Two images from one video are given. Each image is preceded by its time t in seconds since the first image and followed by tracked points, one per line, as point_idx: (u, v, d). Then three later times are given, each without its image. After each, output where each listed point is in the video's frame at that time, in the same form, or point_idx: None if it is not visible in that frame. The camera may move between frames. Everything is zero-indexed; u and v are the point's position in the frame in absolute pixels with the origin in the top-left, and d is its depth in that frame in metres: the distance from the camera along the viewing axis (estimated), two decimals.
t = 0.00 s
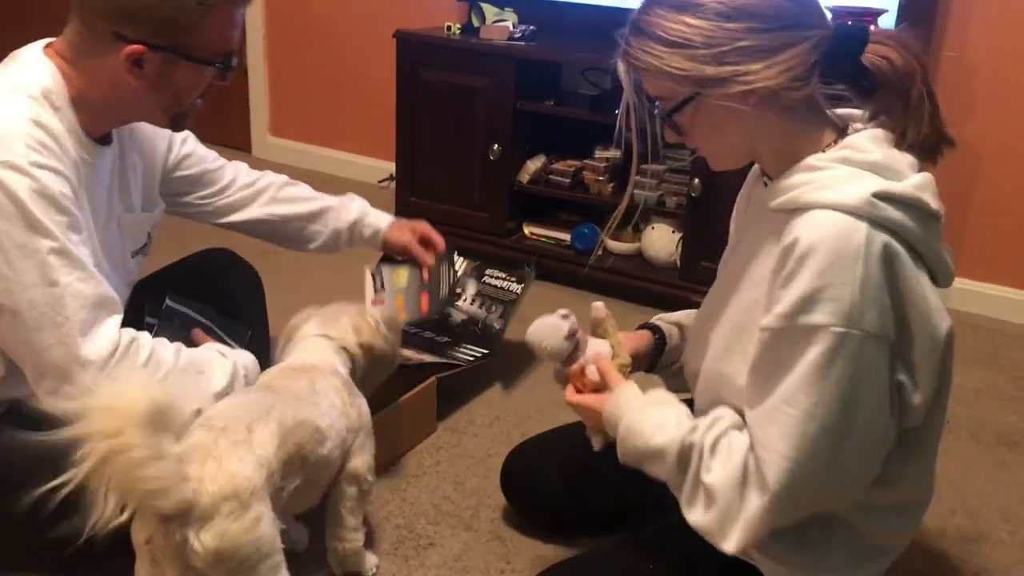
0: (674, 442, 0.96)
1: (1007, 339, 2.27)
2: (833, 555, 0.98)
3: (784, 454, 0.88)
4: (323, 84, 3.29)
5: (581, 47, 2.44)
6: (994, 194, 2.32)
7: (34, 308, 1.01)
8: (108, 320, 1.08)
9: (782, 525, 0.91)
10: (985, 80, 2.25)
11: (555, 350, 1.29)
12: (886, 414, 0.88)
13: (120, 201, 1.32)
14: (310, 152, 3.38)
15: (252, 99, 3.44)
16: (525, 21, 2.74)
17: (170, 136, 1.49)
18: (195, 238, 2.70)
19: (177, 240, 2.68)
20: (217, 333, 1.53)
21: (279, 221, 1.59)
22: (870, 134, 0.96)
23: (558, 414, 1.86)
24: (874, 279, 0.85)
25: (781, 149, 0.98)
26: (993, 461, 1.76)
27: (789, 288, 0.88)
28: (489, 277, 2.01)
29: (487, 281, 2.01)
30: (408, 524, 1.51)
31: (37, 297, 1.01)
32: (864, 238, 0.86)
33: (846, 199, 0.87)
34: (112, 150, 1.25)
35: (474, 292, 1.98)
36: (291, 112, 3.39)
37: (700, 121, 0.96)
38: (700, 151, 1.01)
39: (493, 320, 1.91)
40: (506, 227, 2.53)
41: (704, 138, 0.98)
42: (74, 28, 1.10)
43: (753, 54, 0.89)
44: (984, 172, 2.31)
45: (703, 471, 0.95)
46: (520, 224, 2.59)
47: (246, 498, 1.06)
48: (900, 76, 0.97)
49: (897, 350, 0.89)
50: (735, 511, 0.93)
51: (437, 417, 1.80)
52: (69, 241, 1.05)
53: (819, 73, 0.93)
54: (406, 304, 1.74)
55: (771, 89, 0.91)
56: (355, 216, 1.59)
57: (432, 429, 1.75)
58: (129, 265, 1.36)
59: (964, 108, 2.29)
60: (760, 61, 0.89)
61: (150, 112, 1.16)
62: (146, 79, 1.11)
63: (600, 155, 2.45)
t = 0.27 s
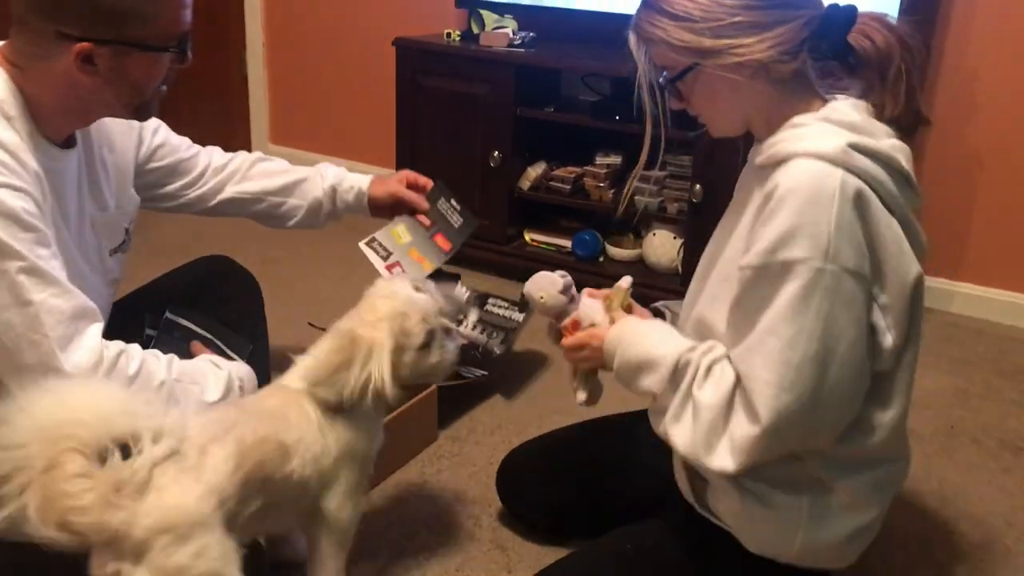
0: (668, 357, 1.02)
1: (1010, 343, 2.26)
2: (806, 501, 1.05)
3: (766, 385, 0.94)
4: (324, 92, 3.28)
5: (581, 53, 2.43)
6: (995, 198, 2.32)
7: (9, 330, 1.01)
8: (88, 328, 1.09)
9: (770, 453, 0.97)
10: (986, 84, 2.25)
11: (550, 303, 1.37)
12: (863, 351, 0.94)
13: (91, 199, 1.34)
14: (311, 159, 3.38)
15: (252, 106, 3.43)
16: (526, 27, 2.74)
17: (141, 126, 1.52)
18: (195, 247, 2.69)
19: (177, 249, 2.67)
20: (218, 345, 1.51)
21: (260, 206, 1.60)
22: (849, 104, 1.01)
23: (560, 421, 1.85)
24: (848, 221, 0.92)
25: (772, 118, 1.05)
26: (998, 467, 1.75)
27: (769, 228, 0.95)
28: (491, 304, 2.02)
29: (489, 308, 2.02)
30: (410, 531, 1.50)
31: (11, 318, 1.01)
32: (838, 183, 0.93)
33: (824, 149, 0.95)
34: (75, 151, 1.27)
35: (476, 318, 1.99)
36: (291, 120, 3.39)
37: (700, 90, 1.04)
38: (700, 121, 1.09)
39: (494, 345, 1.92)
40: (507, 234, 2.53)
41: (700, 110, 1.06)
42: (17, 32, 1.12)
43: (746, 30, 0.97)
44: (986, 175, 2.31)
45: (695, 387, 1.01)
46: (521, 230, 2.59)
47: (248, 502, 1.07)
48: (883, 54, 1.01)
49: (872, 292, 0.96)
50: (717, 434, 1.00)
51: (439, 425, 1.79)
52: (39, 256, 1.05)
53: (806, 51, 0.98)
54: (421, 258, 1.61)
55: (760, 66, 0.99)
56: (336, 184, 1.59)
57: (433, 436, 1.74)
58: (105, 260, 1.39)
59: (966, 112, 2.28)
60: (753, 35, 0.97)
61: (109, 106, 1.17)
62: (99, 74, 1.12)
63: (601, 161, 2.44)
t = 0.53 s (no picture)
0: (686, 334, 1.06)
1: (1014, 344, 2.24)
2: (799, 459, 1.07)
3: (764, 346, 0.95)
4: (324, 92, 3.27)
5: (581, 52, 2.42)
6: (997, 198, 2.30)
7: None
8: (75, 332, 1.14)
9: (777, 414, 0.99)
10: (988, 82, 2.23)
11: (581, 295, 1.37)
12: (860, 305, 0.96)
13: (74, 196, 1.34)
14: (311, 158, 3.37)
15: (253, 106, 3.42)
16: (527, 26, 2.73)
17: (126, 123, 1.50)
18: (193, 245, 2.67)
19: (175, 247, 2.65)
20: (216, 348, 1.49)
21: (249, 198, 1.59)
22: (823, 82, 1.04)
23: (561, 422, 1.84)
24: (818, 186, 0.96)
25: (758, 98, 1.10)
26: (1003, 469, 1.74)
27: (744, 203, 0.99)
28: (492, 308, 2.00)
29: (490, 312, 2.00)
30: (410, 534, 1.49)
31: None
32: (804, 151, 0.97)
33: (790, 123, 0.99)
34: (55, 152, 1.28)
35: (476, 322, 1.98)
36: (291, 119, 3.38)
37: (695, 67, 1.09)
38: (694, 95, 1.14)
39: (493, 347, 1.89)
40: (508, 234, 2.51)
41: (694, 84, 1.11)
42: None
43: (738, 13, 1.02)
44: (989, 174, 2.29)
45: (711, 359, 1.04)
46: (522, 231, 2.57)
47: (257, 524, 1.03)
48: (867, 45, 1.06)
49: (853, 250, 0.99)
50: (727, 400, 1.03)
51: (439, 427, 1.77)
52: (19, 267, 1.09)
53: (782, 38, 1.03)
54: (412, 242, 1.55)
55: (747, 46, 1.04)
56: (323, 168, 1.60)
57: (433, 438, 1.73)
58: (90, 259, 1.39)
59: (968, 111, 2.27)
60: (746, 19, 1.02)
61: (79, 102, 1.20)
62: (63, 70, 1.14)
63: (601, 161, 2.43)
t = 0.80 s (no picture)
0: (729, 299, 1.16)
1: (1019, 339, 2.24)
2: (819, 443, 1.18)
3: (781, 345, 1.07)
4: (328, 86, 3.27)
5: (586, 47, 2.42)
6: (1001, 194, 2.30)
7: None
8: (81, 326, 1.14)
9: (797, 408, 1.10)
10: (994, 77, 2.23)
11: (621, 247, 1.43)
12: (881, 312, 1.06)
13: (74, 188, 1.34)
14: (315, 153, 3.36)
15: (256, 101, 3.42)
16: (531, 21, 2.72)
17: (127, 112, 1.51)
18: (196, 241, 2.67)
19: (178, 242, 2.65)
20: (224, 345, 1.49)
21: (254, 188, 1.59)
22: (855, 84, 1.13)
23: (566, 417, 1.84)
24: (853, 196, 1.04)
25: (780, 98, 1.18)
26: (1007, 465, 1.73)
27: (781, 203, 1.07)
28: (495, 296, 2.00)
29: (493, 301, 2.00)
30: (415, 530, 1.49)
31: None
32: (843, 160, 1.05)
33: (831, 130, 1.07)
34: (54, 145, 1.27)
35: (480, 311, 1.97)
36: (294, 114, 3.38)
37: (721, 64, 1.17)
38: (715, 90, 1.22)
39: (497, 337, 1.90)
40: (512, 230, 2.51)
41: (717, 78, 1.19)
42: None
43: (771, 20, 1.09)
44: (993, 169, 2.29)
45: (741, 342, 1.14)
46: (526, 226, 2.57)
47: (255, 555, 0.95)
48: (897, 56, 1.18)
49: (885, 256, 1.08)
50: (754, 383, 1.13)
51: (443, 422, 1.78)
52: (22, 265, 1.10)
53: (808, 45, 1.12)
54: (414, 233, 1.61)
55: (776, 52, 1.12)
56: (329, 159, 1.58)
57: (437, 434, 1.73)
58: (92, 250, 1.38)
59: (973, 106, 2.27)
60: (777, 28, 1.10)
61: (73, 96, 1.20)
62: (56, 64, 1.15)
63: (606, 156, 2.43)
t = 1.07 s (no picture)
0: (723, 302, 1.16)
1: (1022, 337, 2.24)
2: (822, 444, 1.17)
3: (778, 345, 1.07)
4: (330, 84, 3.26)
5: (588, 43, 2.42)
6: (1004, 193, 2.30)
7: None
8: (82, 325, 1.14)
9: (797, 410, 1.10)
10: (997, 74, 2.22)
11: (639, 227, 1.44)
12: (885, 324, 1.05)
13: (72, 186, 1.33)
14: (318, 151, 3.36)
15: (259, 99, 3.42)
16: (534, 18, 2.72)
17: (126, 112, 1.50)
18: (198, 238, 2.66)
19: (179, 239, 2.65)
20: (225, 343, 1.49)
21: (248, 188, 1.59)
22: (882, 91, 1.11)
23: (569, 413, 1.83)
24: (867, 205, 1.04)
25: (807, 100, 1.19)
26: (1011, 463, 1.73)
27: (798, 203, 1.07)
28: (498, 300, 2.00)
29: (496, 304, 2.00)
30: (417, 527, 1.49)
31: None
32: (863, 167, 1.04)
33: (856, 136, 1.05)
34: (54, 144, 1.27)
35: (483, 314, 1.98)
36: (297, 112, 3.38)
37: (751, 64, 1.17)
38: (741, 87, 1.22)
39: (500, 340, 1.92)
40: (513, 228, 2.51)
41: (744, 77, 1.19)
42: None
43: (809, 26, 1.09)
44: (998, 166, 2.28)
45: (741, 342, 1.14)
46: (528, 224, 2.57)
47: None
48: (931, 70, 1.16)
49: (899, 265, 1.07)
50: (744, 381, 1.15)
51: (445, 419, 1.77)
52: (21, 264, 1.09)
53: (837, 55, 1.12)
54: (416, 229, 1.58)
55: (813, 54, 1.12)
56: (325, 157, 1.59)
57: (439, 431, 1.73)
58: (91, 248, 1.38)
59: (977, 103, 2.26)
60: (819, 32, 1.10)
61: (71, 94, 1.20)
62: (53, 63, 1.15)
63: (608, 154, 2.43)
